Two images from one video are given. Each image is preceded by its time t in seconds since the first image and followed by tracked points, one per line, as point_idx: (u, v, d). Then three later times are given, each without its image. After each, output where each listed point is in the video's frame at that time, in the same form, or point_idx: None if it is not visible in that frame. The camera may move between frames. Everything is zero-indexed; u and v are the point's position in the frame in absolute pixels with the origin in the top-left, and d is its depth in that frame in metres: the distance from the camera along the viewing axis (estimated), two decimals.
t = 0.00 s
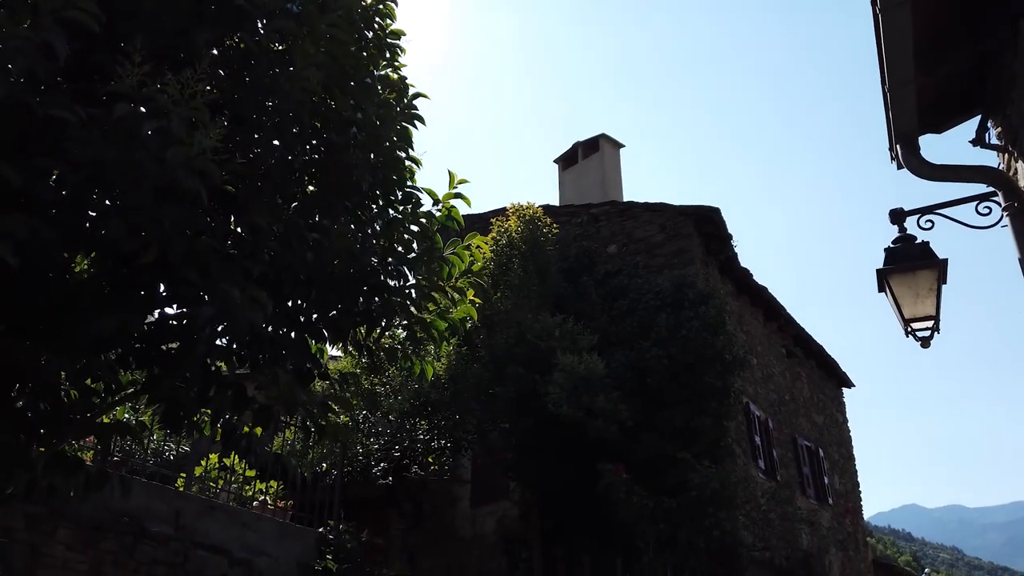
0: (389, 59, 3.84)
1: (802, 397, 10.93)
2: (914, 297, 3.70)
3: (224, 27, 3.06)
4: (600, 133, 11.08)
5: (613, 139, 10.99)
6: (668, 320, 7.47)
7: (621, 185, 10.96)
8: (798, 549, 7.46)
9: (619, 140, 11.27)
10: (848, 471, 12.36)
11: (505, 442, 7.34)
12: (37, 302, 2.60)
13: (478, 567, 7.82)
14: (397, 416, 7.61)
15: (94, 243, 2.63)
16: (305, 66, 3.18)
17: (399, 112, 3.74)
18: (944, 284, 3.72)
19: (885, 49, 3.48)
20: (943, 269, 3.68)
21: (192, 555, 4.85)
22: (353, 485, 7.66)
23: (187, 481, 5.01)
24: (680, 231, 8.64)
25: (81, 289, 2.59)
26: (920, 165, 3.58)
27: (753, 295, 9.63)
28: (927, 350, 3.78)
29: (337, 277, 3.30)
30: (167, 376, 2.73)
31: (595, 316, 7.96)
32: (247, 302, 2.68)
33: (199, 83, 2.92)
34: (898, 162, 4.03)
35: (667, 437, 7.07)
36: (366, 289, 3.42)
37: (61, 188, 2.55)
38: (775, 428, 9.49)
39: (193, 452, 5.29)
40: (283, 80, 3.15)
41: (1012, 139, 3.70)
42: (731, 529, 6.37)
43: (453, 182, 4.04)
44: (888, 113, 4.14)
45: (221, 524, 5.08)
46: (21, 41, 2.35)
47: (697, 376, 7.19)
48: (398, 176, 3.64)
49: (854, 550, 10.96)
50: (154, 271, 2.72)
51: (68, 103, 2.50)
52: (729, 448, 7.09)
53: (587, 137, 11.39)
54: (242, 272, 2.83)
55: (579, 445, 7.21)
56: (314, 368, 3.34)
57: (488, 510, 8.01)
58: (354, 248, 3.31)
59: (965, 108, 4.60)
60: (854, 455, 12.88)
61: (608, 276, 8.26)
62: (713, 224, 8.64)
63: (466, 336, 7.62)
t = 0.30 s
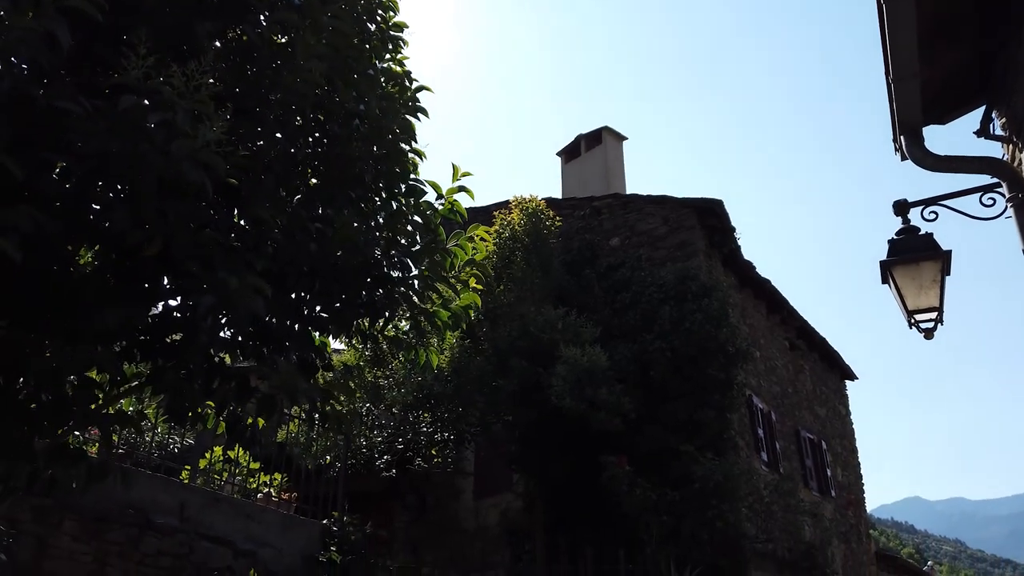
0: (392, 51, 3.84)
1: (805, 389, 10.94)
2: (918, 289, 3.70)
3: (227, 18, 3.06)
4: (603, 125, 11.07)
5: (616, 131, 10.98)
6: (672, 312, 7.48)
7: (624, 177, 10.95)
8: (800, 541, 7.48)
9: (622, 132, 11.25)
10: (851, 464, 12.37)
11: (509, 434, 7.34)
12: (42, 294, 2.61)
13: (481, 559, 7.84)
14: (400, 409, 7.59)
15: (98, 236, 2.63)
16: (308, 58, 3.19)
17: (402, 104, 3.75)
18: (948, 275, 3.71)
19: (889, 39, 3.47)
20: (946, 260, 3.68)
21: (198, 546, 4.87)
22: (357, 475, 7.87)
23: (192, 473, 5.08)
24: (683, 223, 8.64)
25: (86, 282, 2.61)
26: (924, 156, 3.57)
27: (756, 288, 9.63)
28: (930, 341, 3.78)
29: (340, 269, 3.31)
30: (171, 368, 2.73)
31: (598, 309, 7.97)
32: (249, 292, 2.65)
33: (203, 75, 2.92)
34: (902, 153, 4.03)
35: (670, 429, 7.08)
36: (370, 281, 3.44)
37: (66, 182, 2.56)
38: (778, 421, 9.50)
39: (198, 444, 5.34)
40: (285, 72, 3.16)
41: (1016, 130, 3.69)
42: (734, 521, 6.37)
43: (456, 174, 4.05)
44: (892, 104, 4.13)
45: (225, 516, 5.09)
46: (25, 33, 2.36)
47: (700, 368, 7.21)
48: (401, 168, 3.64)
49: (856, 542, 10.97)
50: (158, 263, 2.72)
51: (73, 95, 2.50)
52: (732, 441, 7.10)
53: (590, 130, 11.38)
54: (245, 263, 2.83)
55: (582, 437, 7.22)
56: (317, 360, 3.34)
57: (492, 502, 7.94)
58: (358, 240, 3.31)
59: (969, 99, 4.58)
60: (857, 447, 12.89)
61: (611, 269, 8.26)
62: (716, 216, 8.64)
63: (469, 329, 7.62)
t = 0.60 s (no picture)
0: (395, 44, 3.83)
1: (808, 383, 10.93)
2: (922, 280, 3.70)
3: (230, 12, 3.05)
4: (606, 118, 11.04)
5: (619, 124, 10.95)
6: (675, 305, 7.48)
7: (627, 170, 10.93)
8: (804, 533, 7.48)
9: (625, 126, 11.23)
10: (854, 457, 12.37)
11: (512, 428, 7.42)
12: (47, 287, 2.61)
13: (485, 551, 7.86)
14: (405, 402, 7.60)
15: (102, 229, 2.63)
16: (312, 51, 3.17)
17: (405, 97, 3.74)
18: (951, 267, 3.71)
19: (893, 30, 3.45)
20: (951, 252, 3.67)
21: (203, 538, 4.89)
22: (361, 468, 7.92)
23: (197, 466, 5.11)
24: (686, 217, 8.63)
25: (90, 275, 2.63)
26: (929, 147, 3.56)
27: (759, 281, 9.62)
28: (934, 333, 3.78)
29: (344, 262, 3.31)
30: (177, 360, 2.76)
31: (601, 302, 7.97)
32: (252, 285, 2.65)
33: (206, 68, 2.92)
34: (906, 145, 4.01)
35: (673, 422, 7.08)
36: (374, 274, 3.44)
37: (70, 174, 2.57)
38: (781, 414, 9.50)
39: (202, 438, 5.39)
40: (289, 64, 3.13)
41: (1021, 120, 3.68)
42: (737, 513, 6.37)
43: (460, 168, 4.06)
44: (896, 95, 4.12)
45: (230, 508, 5.12)
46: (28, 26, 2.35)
47: (703, 361, 7.21)
48: (404, 161, 3.64)
49: (860, 535, 10.98)
50: (162, 257, 2.73)
51: (76, 88, 2.50)
52: (735, 434, 7.11)
53: (592, 123, 11.36)
54: (250, 257, 2.84)
55: (585, 430, 7.23)
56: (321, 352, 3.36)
57: (495, 495, 8.05)
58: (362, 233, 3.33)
59: (974, 90, 4.56)
60: (860, 440, 12.89)
61: (614, 262, 8.25)
62: (719, 209, 8.63)
63: (472, 322, 7.63)
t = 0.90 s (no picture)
0: (400, 37, 3.85)
1: (814, 374, 10.92)
2: (929, 270, 3.69)
3: (235, 5, 3.06)
4: (612, 110, 11.02)
5: (625, 116, 10.93)
6: (681, 297, 7.48)
7: (633, 162, 10.91)
8: (810, 524, 7.49)
9: (631, 117, 11.20)
10: (861, 448, 12.36)
11: (517, 420, 7.24)
12: (56, 281, 2.62)
13: (492, 542, 7.90)
14: (410, 394, 7.66)
15: (110, 222, 2.65)
16: (318, 42, 3.20)
17: (410, 89, 3.75)
18: (959, 257, 3.70)
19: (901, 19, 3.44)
20: (958, 242, 3.66)
21: (212, 530, 4.93)
22: (368, 461, 7.85)
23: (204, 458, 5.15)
24: (692, 208, 8.62)
25: (98, 267, 2.65)
26: (936, 137, 3.55)
27: (766, 273, 9.61)
28: (941, 323, 3.78)
29: (351, 255, 3.32)
30: (185, 352, 2.75)
31: (607, 294, 7.97)
32: (262, 278, 2.65)
33: (212, 61, 2.93)
34: (913, 134, 4.00)
35: (679, 414, 7.10)
36: (381, 266, 3.44)
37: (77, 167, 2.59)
38: (787, 405, 9.49)
39: (211, 429, 5.42)
40: (296, 56, 3.15)
41: None
42: (743, 505, 6.39)
43: (466, 160, 4.06)
44: (904, 85, 4.10)
45: (238, 500, 5.15)
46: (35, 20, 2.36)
47: (709, 353, 7.22)
48: (410, 153, 3.65)
49: (866, 526, 10.98)
50: (170, 250, 2.75)
51: (83, 81, 2.51)
52: (741, 425, 7.11)
53: (598, 115, 11.33)
54: (257, 249, 2.85)
55: (591, 422, 7.24)
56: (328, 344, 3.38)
57: (501, 487, 8.12)
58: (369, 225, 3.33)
59: (981, 79, 4.54)
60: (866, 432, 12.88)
61: (620, 254, 8.23)
62: (725, 201, 8.62)
63: (478, 315, 7.63)
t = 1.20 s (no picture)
0: (403, 25, 3.83)
1: (819, 364, 10.92)
2: (935, 259, 3.68)
3: None
4: (616, 99, 10.99)
5: (629, 105, 10.90)
6: (686, 286, 7.49)
7: (638, 152, 10.88)
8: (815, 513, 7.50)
9: (635, 107, 11.16)
10: (866, 437, 12.37)
11: (522, 410, 7.20)
12: (61, 270, 2.62)
13: (497, 531, 7.93)
14: (415, 384, 7.78)
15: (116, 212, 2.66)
16: (322, 32, 3.18)
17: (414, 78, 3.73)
18: (965, 244, 3.69)
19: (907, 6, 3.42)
20: (964, 230, 3.65)
21: (219, 519, 4.96)
22: (374, 452, 7.93)
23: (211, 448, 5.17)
24: (697, 198, 8.60)
25: (104, 257, 2.66)
26: (942, 124, 3.54)
27: (771, 263, 9.59)
28: (947, 312, 3.77)
29: (356, 245, 3.32)
30: (191, 341, 2.77)
31: (612, 284, 7.97)
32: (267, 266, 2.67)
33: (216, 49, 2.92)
34: (920, 122, 3.98)
35: (684, 404, 7.11)
36: (386, 255, 3.44)
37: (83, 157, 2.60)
38: (792, 395, 9.50)
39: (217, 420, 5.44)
40: (299, 45, 3.14)
41: None
42: (748, 494, 6.42)
43: (470, 149, 4.04)
44: (910, 72, 4.07)
45: (245, 489, 5.18)
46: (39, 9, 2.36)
47: (714, 342, 7.23)
48: (414, 143, 3.64)
49: (871, 515, 10.99)
50: (175, 239, 2.76)
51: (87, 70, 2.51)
52: (745, 415, 7.15)
53: (602, 104, 11.30)
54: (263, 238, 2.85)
55: (596, 412, 7.25)
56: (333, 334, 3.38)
57: (506, 476, 8.09)
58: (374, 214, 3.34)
59: (988, 67, 4.51)
60: (871, 422, 12.87)
61: (624, 245, 8.26)
62: (730, 190, 8.59)
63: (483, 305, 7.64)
